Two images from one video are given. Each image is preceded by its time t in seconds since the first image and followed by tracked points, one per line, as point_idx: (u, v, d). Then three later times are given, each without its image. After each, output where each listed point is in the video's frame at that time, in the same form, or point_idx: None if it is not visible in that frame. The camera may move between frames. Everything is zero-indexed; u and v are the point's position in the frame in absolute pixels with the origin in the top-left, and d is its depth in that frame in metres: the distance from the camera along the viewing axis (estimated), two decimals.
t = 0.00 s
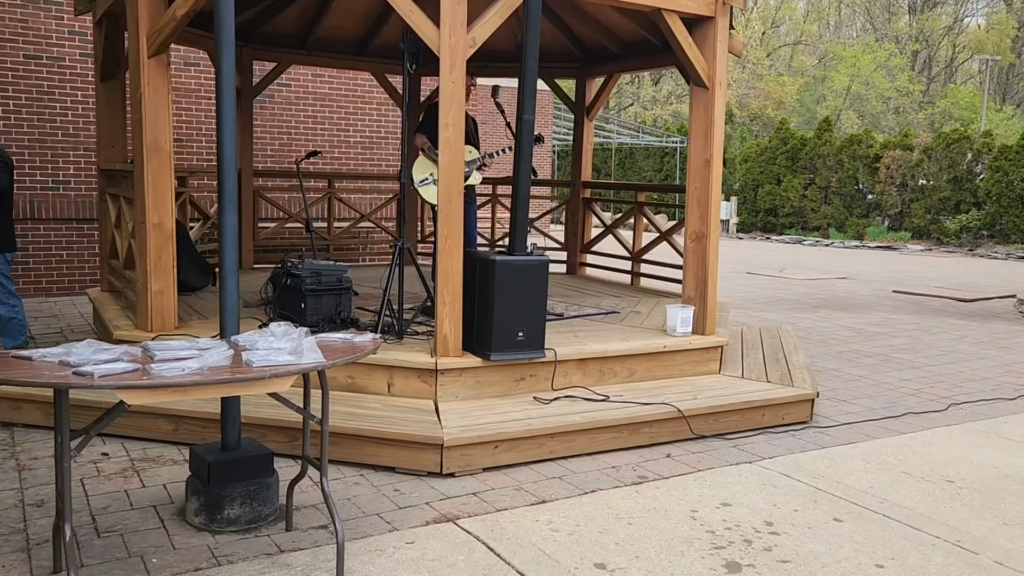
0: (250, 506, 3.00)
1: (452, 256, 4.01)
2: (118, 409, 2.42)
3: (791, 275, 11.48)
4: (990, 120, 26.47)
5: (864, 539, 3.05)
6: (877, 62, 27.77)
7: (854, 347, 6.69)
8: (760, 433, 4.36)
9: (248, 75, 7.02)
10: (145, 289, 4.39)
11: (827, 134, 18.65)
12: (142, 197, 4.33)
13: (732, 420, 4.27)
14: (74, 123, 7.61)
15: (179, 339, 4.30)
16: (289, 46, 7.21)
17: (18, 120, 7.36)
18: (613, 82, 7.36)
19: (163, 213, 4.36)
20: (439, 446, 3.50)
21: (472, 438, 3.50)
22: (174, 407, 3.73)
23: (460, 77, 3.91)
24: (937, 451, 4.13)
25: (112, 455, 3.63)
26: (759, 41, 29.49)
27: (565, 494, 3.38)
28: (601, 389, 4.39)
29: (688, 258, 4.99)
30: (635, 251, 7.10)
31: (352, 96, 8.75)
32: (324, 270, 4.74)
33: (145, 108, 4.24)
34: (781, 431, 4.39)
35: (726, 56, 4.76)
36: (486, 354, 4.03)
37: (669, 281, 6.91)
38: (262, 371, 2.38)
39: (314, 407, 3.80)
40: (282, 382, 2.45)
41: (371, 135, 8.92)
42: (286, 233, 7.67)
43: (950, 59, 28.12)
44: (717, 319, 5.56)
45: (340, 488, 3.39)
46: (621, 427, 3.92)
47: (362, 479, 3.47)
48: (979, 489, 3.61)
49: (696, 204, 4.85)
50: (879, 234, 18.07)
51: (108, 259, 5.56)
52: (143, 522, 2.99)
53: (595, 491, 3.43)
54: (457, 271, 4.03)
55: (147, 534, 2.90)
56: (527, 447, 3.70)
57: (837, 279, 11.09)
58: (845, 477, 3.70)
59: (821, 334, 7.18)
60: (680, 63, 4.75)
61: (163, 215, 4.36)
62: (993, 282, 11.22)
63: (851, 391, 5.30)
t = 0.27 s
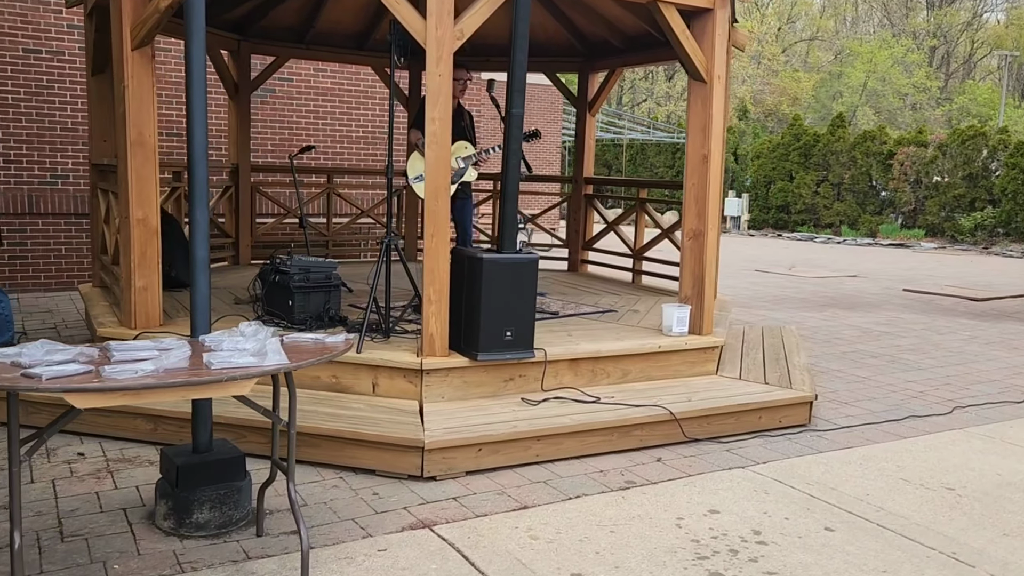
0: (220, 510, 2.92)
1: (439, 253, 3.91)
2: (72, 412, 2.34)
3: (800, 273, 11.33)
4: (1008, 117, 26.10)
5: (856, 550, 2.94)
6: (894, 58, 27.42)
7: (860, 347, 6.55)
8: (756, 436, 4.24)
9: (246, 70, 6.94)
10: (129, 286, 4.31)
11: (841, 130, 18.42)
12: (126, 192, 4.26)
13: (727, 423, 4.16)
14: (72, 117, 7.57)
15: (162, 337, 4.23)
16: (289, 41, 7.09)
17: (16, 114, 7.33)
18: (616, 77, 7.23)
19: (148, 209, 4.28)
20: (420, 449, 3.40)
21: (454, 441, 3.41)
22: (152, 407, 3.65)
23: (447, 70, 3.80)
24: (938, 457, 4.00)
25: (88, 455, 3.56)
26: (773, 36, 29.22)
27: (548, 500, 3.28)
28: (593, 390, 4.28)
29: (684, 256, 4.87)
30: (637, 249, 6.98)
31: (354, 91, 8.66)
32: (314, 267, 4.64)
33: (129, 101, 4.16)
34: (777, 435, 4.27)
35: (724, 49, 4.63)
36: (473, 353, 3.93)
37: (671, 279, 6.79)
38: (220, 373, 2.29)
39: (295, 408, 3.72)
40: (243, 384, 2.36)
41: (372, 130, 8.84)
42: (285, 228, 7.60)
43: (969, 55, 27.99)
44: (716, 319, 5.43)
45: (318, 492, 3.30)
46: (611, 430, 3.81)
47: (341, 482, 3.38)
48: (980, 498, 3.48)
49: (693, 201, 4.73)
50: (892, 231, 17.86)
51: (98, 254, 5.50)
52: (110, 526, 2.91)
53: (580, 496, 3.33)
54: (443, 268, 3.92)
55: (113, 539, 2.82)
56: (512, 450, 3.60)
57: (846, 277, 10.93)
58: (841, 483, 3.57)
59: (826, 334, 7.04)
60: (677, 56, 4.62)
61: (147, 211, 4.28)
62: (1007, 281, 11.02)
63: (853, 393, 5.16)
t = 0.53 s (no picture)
0: (191, 515, 2.85)
1: (427, 251, 3.82)
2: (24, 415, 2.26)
3: (816, 272, 11.14)
4: None
5: (850, 561, 2.81)
6: (918, 53, 27.07)
7: (871, 348, 6.38)
8: (755, 440, 4.12)
9: (247, 67, 6.89)
10: (117, 285, 4.27)
11: (860, 127, 18.13)
12: (113, 189, 4.21)
13: (725, 426, 4.04)
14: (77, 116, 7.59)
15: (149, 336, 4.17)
16: (290, 37, 7.03)
17: (22, 113, 7.37)
18: (622, 72, 7.10)
19: (136, 206, 4.23)
20: (402, 453, 3.31)
21: (437, 444, 3.32)
22: (134, 408, 3.59)
23: (435, 64, 3.71)
24: (944, 462, 3.85)
25: (69, 456, 3.51)
26: (793, 33, 28.90)
27: (533, 506, 3.18)
28: (587, 392, 4.18)
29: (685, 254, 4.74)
30: (643, 247, 6.87)
31: (360, 89, 8.61)
32: (305, 266, 4.58)
33: (115, 97, 4.11)
34: (778, 438, 4.14)
35: (725, 41, 4.50)
36: (462, 354, 3.84)
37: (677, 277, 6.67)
38: (175, 376, 2.21)
39: (279, 409, 3.65)
40: (201, 387, 2.29)
41: (379, 128, 8.77)
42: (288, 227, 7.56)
43: (995, 51, 26.84)
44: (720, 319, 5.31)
45: (297, 496, 3.22)
46: (603, 433, 3.71)
47: (321, 486, 3.30)
48: (984, 506, 3.34)
49: (694, 198, 4.61)
50: (913, 229, 17.58)
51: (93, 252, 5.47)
52: (80, 531, 2.85)
53: (566, 502, 3.23)
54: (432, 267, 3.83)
55: (82, 544, 2.76)
56: (499, 454, 3.50)
57: (863, 276, 10.72)
58: (839, 490, 3.45)
59: (837, 334, 6.88)
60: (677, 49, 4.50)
61: (135, 209, 4.23)
62: None
63: (860, 396, 5.02)
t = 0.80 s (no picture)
0: (166, 523, 2.78)
1: (418, 253, 3.74)
2: None
3: (835, 275, 10.93)
4: None
5: None
6: (948, 52, 26.81)
7: (886, 353, 6.22)
8: (757, 448, 3.99)
9: (253, 68, 6.87)
10: (110, 287, 4.23)
11: (885, 127, 17.83)
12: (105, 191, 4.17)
13: (725, 434, 3.92)
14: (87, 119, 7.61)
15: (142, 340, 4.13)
16: (295, 37, 6.99)
17: (32, 116, 7.40)
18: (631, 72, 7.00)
19: (128, 208, 4.19)
20: (387, 460, 3.23)
21: (423, 451, 3.24)
22: (121, 412, 3.55)
23: (424, 62, 3.63)
24: (953, 473, 3.70)
25: (54, 460, 3.47)
26: (819, 33, 28.55)
27: (519, 516, 3.09)
28: (584, 398, 4.08)
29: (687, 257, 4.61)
30: (652, 249, 6.75)
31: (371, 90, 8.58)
32: (301, 268, 4.50)
33: (106, 98, 4.07)
34: (780, 447, 4.01)
35: (728, 39, 4.39)
36: (453, 359, 3.75)
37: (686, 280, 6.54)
38: (134, 381, 2.15)
39: (267, 414, 3.59)
40: (163, 393, 2.22)
41: (390, 130, 8.73)
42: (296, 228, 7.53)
43: None
44: (726, 323, 5.19)
45: (279, 503, 3.15)
46: (596, 440, 3.61)
47: (304, 494, 3.23)
48: (992, 520, 3.20)
49: (696, 200, 4.50)
50: (938, 232, 17.30)
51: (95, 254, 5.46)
52: (54, 538, 2.80)
53: (553, 512, 3.13)
54: (422, 269, 3.75)
55: (54, 552, 2.70)
56: (487, 462, 3.41)
57: (884, 279, 10.51)
58: (840, 502, 3.32)
59: (852, 339, 6.71)
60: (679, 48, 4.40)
61: (128, 210, 4.19)
62: None
63: (871, 403, 4.87)
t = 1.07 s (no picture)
0: (135, 534, 2.72)
1: (404, 258, 3.67)
2: None
3: (852, 280, 10.74)
4: None
5: None
6: (975, 52, 26.21)
7: (898, 361, 6.07)
8: (754, 460, 3.88)
9: (257, 71, 6.85)
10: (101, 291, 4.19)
11: (908, 129, 17.53)
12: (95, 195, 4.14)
13: (720, 445, 3.81)
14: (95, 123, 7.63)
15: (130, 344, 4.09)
16: (300, 40, 6.95)
17: (41, 120, 7.43)
18: (638, 73, 6.90)
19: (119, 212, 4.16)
20: (365, 471, 3.16)
21: (403, 462, 3.16)
22: (102, 419, 3.51)
23: (410, 63, 3.57)
24: (956, 488, 3.57)
25: (35, 467, 3.44)
26: (844, 34, 28.21)
27: (498, 530, 3.01)
28: (576, 407, 3.99)
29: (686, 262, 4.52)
30: (658, 253, 6.64)
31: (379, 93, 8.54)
32: (293, 273, 4.45)
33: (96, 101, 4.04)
34: (778, 459, 3.90)
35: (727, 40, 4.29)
36: (439, 366, 3.68)
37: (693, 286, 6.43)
38: (84, 392, 2.08)
39: (249, 422, 3.53)
40: (115, 404, 2.16)
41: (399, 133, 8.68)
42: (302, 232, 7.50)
43: None
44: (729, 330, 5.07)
45: (255, 514, 3.09)
46: (584, 451, 3.52)
47: (282, 504, 3.17)
48: (993, 539, 3.06)
49: (694, 203, 4.40)
50: (961, 235, 17.09)
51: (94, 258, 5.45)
52: (22, 548, 2.76)
53: (534, 526, 3.04)
54: (409, 275, 3.69)
55: (20, 563, 2.65)
56: (470, 473, 3.33)
57: (903, 284, 10.30)
58: (834, 518, 3.20)
59: (863, 346, 6.56)
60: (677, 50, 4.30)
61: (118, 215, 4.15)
62: None
63: (877, 413, 4.73)
